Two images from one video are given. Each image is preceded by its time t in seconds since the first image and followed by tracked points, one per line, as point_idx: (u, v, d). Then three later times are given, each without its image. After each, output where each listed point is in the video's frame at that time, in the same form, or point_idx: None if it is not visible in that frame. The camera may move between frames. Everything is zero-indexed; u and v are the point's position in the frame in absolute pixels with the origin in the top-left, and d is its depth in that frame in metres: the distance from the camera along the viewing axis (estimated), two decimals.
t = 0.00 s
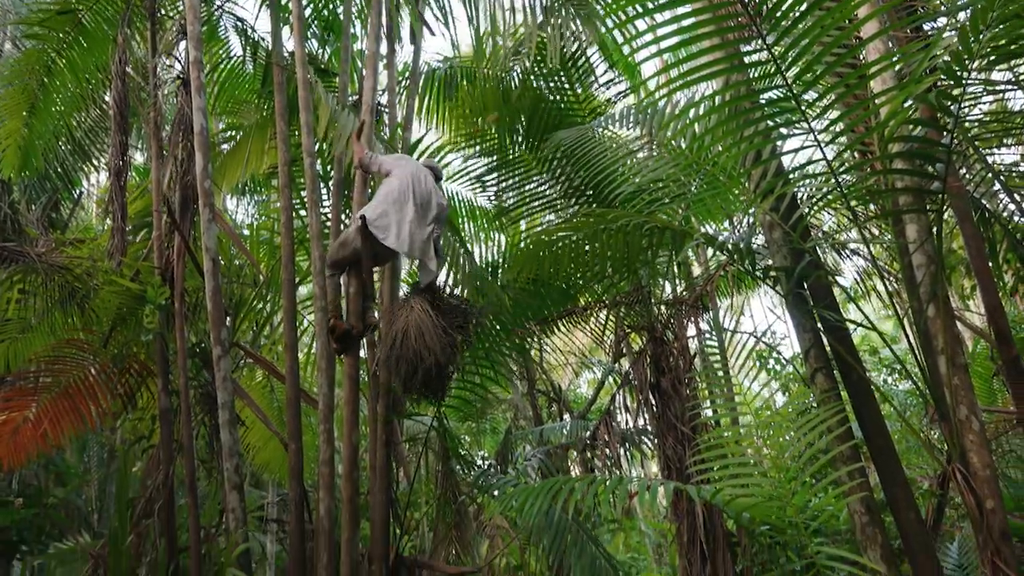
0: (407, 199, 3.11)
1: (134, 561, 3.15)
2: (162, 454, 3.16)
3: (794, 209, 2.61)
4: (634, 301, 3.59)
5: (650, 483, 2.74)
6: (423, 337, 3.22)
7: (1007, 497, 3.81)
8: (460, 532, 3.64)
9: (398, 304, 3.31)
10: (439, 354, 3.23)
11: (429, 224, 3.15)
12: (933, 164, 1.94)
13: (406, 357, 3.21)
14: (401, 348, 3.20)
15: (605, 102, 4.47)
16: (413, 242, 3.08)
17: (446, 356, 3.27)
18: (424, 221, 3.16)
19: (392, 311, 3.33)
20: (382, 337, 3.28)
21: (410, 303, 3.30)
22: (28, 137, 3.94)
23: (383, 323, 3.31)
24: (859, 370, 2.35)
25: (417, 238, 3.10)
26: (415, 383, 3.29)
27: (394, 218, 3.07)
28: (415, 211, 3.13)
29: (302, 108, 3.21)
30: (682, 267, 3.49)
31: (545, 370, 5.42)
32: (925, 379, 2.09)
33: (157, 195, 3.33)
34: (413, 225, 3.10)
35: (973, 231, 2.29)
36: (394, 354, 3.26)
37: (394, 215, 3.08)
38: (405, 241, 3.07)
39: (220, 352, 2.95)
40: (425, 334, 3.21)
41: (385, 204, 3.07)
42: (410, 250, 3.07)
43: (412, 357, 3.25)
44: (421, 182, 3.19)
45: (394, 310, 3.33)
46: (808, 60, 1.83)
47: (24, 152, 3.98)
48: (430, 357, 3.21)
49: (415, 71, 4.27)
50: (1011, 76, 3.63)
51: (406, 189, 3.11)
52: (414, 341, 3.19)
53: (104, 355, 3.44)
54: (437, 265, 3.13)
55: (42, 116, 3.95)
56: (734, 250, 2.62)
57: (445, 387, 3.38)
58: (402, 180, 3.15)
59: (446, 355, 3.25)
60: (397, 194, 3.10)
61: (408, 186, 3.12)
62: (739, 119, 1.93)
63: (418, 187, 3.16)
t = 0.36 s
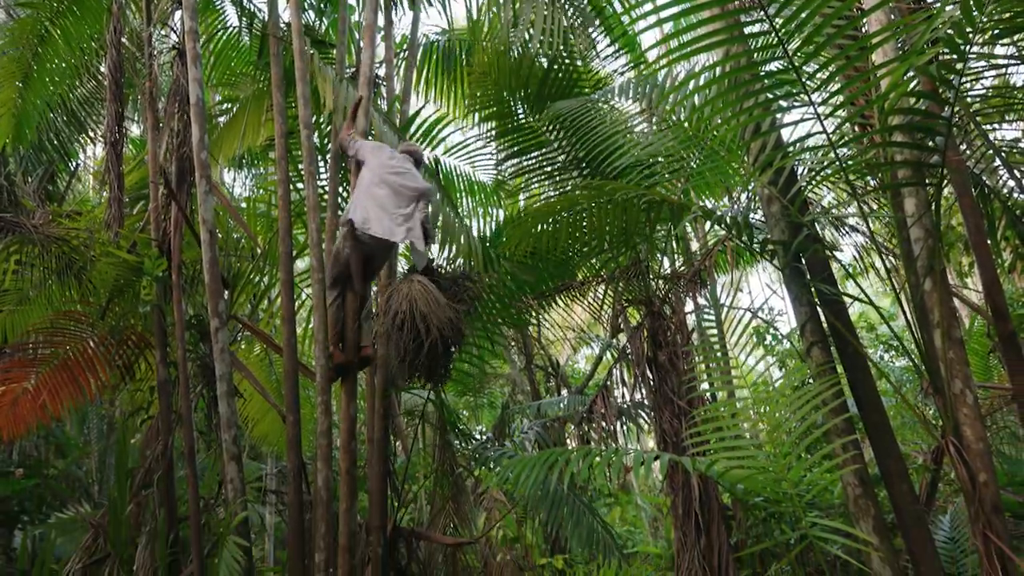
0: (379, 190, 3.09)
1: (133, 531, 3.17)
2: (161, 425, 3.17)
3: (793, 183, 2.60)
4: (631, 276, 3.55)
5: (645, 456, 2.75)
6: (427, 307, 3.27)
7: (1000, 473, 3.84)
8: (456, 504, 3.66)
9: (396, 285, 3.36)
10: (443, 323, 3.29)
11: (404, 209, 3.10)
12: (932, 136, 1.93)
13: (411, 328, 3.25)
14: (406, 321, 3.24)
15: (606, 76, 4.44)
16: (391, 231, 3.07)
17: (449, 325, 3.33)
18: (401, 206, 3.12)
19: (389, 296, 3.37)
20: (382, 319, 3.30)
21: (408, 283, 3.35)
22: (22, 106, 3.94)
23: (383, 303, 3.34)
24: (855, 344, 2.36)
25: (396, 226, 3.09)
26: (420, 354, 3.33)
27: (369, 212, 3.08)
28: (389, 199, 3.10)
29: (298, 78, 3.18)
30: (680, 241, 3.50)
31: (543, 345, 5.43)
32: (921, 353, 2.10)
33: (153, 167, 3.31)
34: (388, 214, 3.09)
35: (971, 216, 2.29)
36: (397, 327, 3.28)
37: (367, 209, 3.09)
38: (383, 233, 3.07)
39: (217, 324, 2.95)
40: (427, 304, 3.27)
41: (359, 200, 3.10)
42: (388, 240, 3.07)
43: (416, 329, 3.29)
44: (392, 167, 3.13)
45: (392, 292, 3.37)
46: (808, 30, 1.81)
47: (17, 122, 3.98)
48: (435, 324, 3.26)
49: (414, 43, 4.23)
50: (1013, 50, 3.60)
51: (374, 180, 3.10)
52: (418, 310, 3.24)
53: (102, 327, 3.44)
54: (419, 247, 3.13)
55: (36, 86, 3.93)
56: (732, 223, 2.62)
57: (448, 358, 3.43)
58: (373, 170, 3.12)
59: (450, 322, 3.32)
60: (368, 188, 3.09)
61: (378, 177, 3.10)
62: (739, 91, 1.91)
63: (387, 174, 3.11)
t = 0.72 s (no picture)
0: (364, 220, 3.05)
1: (132, 501, 3.20)
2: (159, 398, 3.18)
3: (792, 159, 2.59)
4: (630, 252, 3.60)
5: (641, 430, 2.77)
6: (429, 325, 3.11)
7: (992, 452, 3.87)
8: (452, 478, 3.69)
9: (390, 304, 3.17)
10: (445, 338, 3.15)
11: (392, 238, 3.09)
12: (932, 113, 1.93)
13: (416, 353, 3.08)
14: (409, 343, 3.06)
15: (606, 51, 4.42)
16: (378, 264, 3.05)
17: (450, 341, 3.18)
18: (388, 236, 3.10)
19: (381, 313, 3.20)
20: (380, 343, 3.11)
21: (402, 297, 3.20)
22: (17, 76, 3.94)
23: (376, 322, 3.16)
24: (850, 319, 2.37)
25: (384, 257, 3.07)
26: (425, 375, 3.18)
27: (356, 245, 3.04)
28: (377, 229, 3.07)
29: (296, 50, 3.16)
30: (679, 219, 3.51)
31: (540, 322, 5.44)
32: (916, 330, 2.11)
33: (150, 139, 3.30)
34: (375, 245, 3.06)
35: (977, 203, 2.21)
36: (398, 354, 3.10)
37: (353, 242, 3.05)
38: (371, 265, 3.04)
39: (215, 297, 2.95)
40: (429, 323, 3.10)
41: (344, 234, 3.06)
42: (378, 272, 3.05)
43: (420, 349, 3.14)
44: (377, 196, 3.10)
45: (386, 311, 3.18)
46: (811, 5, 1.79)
47: (12, 92, 3.98)
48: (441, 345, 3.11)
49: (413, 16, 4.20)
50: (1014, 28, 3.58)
51: (359, 212, 3.06)
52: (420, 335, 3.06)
53: (100, 299, 3.44)
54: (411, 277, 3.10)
55: (30, 56, 3.91)
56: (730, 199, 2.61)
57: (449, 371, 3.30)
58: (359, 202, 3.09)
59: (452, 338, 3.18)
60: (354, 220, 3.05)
61: (364, 208, 3.07)
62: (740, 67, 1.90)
63: (373, 205, 3.08)
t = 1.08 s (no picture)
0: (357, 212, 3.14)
1: (131, 468, 3.22)
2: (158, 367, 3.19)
3: (793, 135, 2.58)
4: (630, 229, 3.59)
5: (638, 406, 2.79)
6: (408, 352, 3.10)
7: (985, 432, 3.89)
8: (449, 452, 3.71)
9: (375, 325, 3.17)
10: (426, 366, 3.13)
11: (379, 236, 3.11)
12: (936, 91, 1.92)
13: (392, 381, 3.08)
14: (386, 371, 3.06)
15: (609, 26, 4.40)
16: (359, 259, 3.10)
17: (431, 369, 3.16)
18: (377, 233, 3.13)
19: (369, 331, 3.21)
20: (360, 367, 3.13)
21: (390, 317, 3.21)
22: (15, 43, 3.92)
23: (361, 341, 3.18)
24: (848, 298, 2.37)
25: (369, 255, 3.11)
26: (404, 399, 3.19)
27: (346, 235, 3.14)
28: (370, 225, 3.13)
29: (296, 18, 3.13)
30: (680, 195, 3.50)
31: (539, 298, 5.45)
32: (914, 308, 2.12)
33: (149, 107, 3.28)
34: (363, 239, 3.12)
35: (978, 183, 2.20)
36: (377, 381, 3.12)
37: (346, 231, 3.16)
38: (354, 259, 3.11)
39: (214, 267, 2.96)
40: (409, 349, 3.09)
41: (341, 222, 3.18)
42: (356, 267, 3.09)
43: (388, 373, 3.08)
44: (376, 190, 3.15)
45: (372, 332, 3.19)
46: None
47: (8, 58, 3.99)
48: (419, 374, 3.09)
49: None
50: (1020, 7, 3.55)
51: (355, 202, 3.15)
52: (396, 366, 3.05)
53: (100, 268, 3.44)
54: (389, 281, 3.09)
55: (26, 23, 3.87)
56: (731, 175, 2.60)
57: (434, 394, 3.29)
58: (359, 193, 3.18)
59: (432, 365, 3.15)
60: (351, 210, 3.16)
61: (359, 200, 3.14)
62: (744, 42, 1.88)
63: (370, 198, 3.14)
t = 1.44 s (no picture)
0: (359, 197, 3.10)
1: (134, 441, 3.24)
2: (160, 340, 3.21)
3: (795, 111, 2.57)
4: (631, 205, 3.57)
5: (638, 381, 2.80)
6: (383, 331, 3.06)
7: (983, 411, 3.91)
8: (450, 427, 3.73)
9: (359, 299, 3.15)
10: (399, 347, 3.05)
11: (380, 224, 3.08)
12: (939, 65, 1.90)
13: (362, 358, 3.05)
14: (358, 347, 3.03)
15: None
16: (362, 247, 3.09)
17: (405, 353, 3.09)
18: (380, 219, 3.10)
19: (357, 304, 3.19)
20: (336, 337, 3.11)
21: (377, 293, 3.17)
22: (13, 15, 3.83)
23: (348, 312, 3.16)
24: (849, 274, 2.38)
25: (370, 242, 3.10)
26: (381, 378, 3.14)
27: (348, 220, 3.11)
28: (371, 212, 3.10)
29: None
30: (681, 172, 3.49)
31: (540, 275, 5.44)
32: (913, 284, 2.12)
33: (149, 80, 3.26)
34: (365, 226, 3.09)
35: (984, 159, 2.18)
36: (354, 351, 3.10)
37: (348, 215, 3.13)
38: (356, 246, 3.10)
39: (214, 240, 2.96)
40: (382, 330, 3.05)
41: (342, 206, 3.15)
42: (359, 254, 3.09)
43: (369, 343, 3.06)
44: (379, 176, 3.10)
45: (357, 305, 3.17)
46: None
47: (7, 31, 3.89)
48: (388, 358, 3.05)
49: None
50: None
51: (356, 187, 3.10)
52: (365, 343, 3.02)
53: (100, 242, 3.43)
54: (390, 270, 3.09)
55: None
56: (732, 150, 2.59)
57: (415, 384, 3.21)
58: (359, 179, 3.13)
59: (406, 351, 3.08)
60: (353, 195, 3.12)
61: (360, 186, 3.09)
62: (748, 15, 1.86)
63: (372, 184, 3.09)
